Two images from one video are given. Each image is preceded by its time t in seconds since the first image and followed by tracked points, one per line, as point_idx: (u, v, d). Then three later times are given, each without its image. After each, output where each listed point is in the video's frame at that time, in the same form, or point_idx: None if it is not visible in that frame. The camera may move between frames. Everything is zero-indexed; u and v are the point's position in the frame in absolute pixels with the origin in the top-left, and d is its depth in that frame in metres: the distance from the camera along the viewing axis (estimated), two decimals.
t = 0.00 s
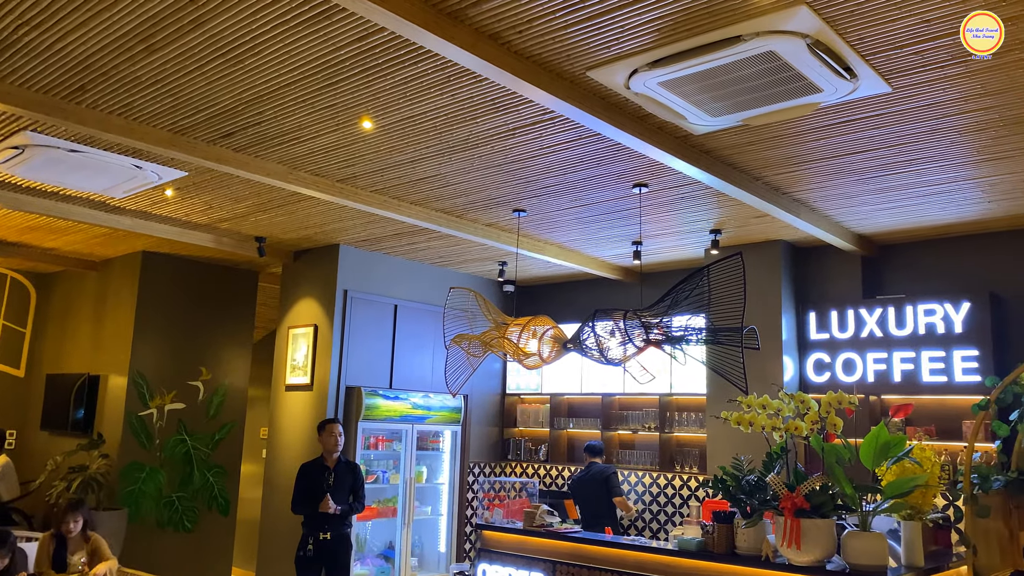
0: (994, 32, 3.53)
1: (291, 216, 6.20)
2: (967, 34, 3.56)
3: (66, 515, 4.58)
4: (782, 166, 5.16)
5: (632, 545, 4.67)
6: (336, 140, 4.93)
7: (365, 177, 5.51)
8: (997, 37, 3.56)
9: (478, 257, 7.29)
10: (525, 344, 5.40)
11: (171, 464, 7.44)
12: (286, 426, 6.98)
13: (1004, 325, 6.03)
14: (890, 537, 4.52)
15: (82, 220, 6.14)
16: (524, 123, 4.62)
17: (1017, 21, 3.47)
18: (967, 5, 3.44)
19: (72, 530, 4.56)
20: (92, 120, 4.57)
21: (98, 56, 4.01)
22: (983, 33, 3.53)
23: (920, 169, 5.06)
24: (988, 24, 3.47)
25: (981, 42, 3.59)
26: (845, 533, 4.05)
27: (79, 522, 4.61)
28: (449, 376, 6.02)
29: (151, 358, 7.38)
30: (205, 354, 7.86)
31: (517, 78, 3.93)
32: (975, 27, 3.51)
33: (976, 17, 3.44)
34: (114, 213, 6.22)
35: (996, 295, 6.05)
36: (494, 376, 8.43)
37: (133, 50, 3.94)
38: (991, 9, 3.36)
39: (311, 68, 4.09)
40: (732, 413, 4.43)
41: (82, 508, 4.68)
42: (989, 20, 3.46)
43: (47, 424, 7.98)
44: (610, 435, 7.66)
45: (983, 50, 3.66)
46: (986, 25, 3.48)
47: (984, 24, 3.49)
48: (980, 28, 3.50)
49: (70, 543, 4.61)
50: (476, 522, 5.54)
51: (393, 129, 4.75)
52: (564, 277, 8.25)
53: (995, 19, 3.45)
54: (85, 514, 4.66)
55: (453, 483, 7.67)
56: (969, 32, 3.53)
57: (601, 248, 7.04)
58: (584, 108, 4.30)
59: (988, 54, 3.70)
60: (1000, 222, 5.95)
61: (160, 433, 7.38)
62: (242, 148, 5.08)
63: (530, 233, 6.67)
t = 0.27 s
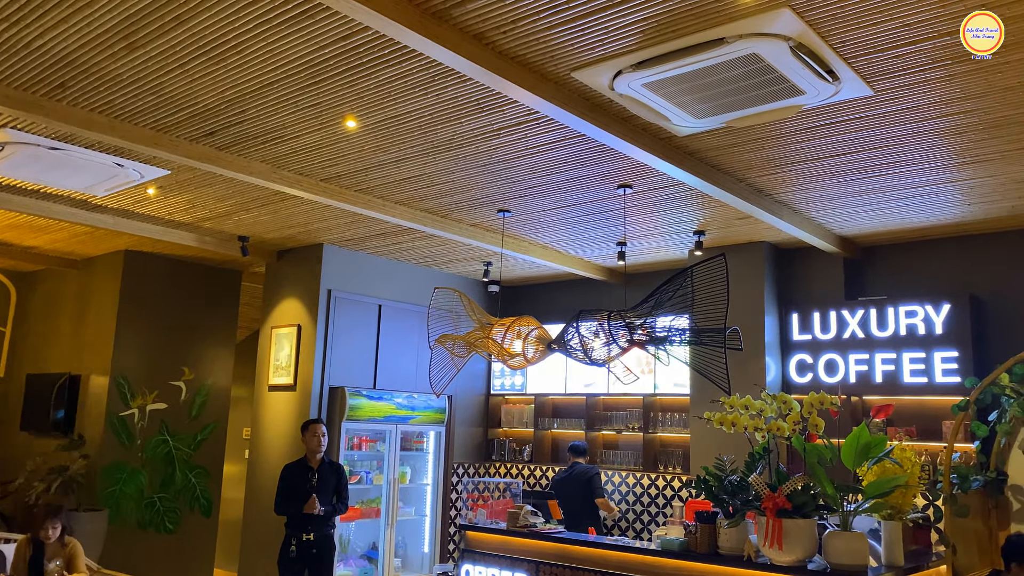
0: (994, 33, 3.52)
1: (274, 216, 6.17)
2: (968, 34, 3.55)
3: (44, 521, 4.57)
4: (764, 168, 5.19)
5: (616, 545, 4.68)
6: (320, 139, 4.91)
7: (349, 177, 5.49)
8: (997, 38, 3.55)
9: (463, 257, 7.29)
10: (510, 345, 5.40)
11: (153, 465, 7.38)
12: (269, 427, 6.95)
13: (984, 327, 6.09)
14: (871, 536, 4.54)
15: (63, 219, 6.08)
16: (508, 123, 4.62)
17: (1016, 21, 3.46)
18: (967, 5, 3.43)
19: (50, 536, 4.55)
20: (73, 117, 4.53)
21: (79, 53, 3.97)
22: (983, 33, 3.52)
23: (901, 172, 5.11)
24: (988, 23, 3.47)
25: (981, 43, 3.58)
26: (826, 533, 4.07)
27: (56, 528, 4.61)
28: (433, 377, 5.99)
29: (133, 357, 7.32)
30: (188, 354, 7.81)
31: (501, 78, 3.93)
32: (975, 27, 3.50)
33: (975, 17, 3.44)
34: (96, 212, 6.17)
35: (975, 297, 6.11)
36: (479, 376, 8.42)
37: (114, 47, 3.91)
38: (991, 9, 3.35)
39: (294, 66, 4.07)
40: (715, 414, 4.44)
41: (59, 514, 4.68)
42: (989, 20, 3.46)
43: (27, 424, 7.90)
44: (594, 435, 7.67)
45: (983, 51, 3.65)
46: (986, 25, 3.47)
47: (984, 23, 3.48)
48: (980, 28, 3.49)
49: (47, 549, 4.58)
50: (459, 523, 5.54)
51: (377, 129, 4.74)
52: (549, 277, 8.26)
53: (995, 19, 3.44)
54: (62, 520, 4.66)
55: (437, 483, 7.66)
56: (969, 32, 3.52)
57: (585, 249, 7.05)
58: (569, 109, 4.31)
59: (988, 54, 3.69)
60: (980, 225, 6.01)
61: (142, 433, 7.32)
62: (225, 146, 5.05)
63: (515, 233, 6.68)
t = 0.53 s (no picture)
0: (994, 33, 3.51)
1: (257, 214, 6.13)
2: (967, 35, 3.54)
3: (22, 524, 4.54)
4: (746, 169, 5.22)
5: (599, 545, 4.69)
6: (302, 138, 4.88)
7: (331, 176, 5.47)
8: (997, 38, 3.54)
9: (446, 257, 7.28)
10: (493, 345, 5.40)
11: (133, 464, 7.33)
12: (251, 427, 6.91)
13: (963, 327, 6.15)
14: (850, 535, 4.58)
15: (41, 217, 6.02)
16: (492, 122, 4.62)
17: (1017, 21, 3.45)
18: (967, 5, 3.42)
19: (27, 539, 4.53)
20: (51, 114, 4.49)
21: (57, 49, 3.93)
22: (983, 33, 3.51)
23: (881, 173, 5.14)
24: (988, 23, 3.45)
25: (980, 43, 3.57)
26: (806, 532, 4.09)
27: (35, 530, 4.58)
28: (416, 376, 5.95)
29: (114, 357, 7.26)
30: (169, 353, 7.76)
31: (484, 77, 3.92)
32: (975, 27, 3.49)
33: (975, 16, 3.42)
34: (75, 210, 6.11)
35: (955, 297, 6.17)
36: (462, 376, 8.42)
37: (93, 43, 3.87)
38: (991, 9, 3.34)
39: (276, 64, 4.04)
40: (697, 414, 4.45)
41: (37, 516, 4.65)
42: (989, 20, 3.44)
43: (5, 424, 7.81)
44: (577, 435, 7.67)
45: (984, 51, 3.63)
46: (986, 25, 3.46)
47: (984, 23, 3.47)
48: (980, 28, 3.48)
49: (25, 552, 4.56)
50: (442, 523, 5.53)
51: (360, 127, 4.72)
52: (532, 277, 8.27)
53: (995, 19, 3.43)
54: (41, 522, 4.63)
55: (420, 483, 7.66)
56: (969, 32, 3.50)
57: (569, 249, 7.06)
58: (552, 108, 4.31)
59: (988, 55, 3.68)
60: (960, 226, 6.06)
61: (122, 433, 7.27)
62: (207, 144, 5.02)
63: (498, 233, 6.68)
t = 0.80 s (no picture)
0: (994, 33, 3.52)
1: (238, 212, 6.09)
2: (968, 35, 3.55)
3: None
4: (728, 169, 5.24)
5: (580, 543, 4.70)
6: (284, 135, 4.86)
7: (313, 174, 5.44)
8: (997, 38, 3.55)
9: (429, 255, 7.27)
10: (476, 344, 5.40)
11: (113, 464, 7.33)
12: (232, 426, 6.87)
13: (942, 327, 6.21)
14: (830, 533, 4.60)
15: (19, 214, 5.95)
16: (474, 121, 4.61)
17: (1017, 20, 3.46)
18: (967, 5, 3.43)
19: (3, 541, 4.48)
20: (28, 110, 4.44)
21: (34, 44, 3.89)
22: (983, 33, 3.52)
23: (861, 174, 5.18)
24: (988, 23, 3.47)
25: (981, 42, 3.58)
26: (786, 530, 4.12)
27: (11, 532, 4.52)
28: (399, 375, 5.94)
29: (93, 356, 7.20)
30: (149, 352, 7.70)
31: (466, 75, 3.91)
32: (975, 27, 3.50)
33: (976, 16, 3.44)
34: (53, 207, 6.04)
35: (933, 298, 6.23)
36: (445, 375, 8.41)
37: (71, 38, 3.83)
38: (991, 9, 3.35)
39: (257, 61, 4.02)
40: (679, 412, 4.46)
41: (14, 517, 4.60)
42: (989, 20, 3.46)
43: None
44: (559, 434, 7.67)
45: (983, 51, 3.65)
46: (986, 25, 3.47)
47: (984, 23, 3.48)
48: (980, 28, 3.49)
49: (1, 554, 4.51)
50: (424, 522, 5.52)
51: (342, 125, 4.70)
52: (515, 276, 8.26)
53: (995, 19, 3.44)
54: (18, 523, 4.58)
55: (402, 483, 7.64)
56: (969, 32, 3.52)
57: (552, 248, 7.07)
58: (534, 107, 4.31)
59: (989, 54, 3.69)
60: (939, 226, 6.12)
61: (101, 433, 7.21)
62: (187, 141, 4.98)
63: (481, 232, 6.67)
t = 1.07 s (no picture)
0: (994, 33, 3.54)
1: (218, 209, 6.05)
2: (967, 35, 3.57)
3: None
4: (708, 168, 5.26)
5: (560, 541, 4.73)
6: (264, 131, 4.83)
7: (294, 170, 5.41)
8: (997, 38, 3.58)
9: (411, 253, 7.26)
10: (457, 342, 5.40)
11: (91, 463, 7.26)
12: (211, 425, 6.83)
13: (919, 325, 6.28)
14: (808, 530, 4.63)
15: None
16: (455, 118, 4.60)
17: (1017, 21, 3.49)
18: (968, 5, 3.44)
19: None
20: (4, 104, 4.38)
21: (10, 38, 3.84)
22: (983, 33, 3.54)
23: (840, 173, 5.22)
24: (988, 24, 3.49)
25: (981, 42, 3.60)
26: (765, 527, 4.14)
27: None
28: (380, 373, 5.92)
29: (71, 354, 7.13)
30: (127, 350, 7.63)
31: (446, 72, 3.90)
32: (975, 27, 3.52)
33: (976, 16, 3.46)
34: (30, 203, 5.97)
35: (911, 296, 6.30)
36: (427, 373, 8.40)
37: (47, 32, 3.79)
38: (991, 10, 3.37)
39: (237, 56, 3.99)
40: (658, 410, 4.48)
41: None
42: (989, 20, 3.48)
43: None
44: (542, 431, 7.68)
45: (983, 51, 3.67)
46: (986, 25, 3.49)
47: (984, 23, 3.50)
48: (980, 28, 3.52)
49: None
50: (405, 520, 5.51)
51: (322, 122, 4.68)
52: (497, 274, 8.27)
53: (995, 19, 3.46)
54: None
55: (383, 481, 7.64)
56: (969, 32, 3.54)
57: (534, 246, 7.08)
58: (516, 105, 4.31)
59: (988, 54, 3.71)
60: (916, 226, 6.18)
61: (78, 432, 7.15)
62: (166, 137, 4.94)
63: (463, 229, 6.67)
